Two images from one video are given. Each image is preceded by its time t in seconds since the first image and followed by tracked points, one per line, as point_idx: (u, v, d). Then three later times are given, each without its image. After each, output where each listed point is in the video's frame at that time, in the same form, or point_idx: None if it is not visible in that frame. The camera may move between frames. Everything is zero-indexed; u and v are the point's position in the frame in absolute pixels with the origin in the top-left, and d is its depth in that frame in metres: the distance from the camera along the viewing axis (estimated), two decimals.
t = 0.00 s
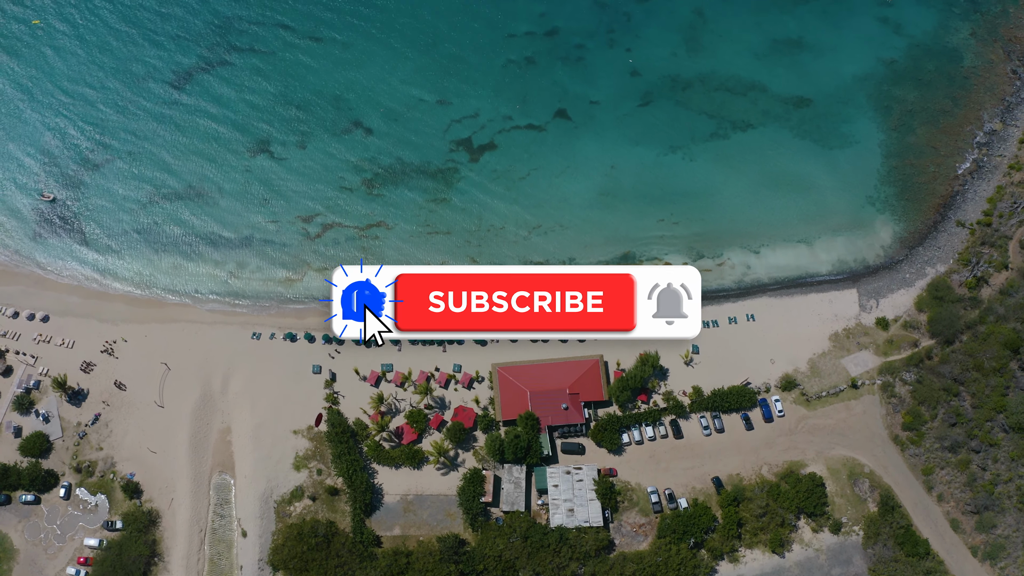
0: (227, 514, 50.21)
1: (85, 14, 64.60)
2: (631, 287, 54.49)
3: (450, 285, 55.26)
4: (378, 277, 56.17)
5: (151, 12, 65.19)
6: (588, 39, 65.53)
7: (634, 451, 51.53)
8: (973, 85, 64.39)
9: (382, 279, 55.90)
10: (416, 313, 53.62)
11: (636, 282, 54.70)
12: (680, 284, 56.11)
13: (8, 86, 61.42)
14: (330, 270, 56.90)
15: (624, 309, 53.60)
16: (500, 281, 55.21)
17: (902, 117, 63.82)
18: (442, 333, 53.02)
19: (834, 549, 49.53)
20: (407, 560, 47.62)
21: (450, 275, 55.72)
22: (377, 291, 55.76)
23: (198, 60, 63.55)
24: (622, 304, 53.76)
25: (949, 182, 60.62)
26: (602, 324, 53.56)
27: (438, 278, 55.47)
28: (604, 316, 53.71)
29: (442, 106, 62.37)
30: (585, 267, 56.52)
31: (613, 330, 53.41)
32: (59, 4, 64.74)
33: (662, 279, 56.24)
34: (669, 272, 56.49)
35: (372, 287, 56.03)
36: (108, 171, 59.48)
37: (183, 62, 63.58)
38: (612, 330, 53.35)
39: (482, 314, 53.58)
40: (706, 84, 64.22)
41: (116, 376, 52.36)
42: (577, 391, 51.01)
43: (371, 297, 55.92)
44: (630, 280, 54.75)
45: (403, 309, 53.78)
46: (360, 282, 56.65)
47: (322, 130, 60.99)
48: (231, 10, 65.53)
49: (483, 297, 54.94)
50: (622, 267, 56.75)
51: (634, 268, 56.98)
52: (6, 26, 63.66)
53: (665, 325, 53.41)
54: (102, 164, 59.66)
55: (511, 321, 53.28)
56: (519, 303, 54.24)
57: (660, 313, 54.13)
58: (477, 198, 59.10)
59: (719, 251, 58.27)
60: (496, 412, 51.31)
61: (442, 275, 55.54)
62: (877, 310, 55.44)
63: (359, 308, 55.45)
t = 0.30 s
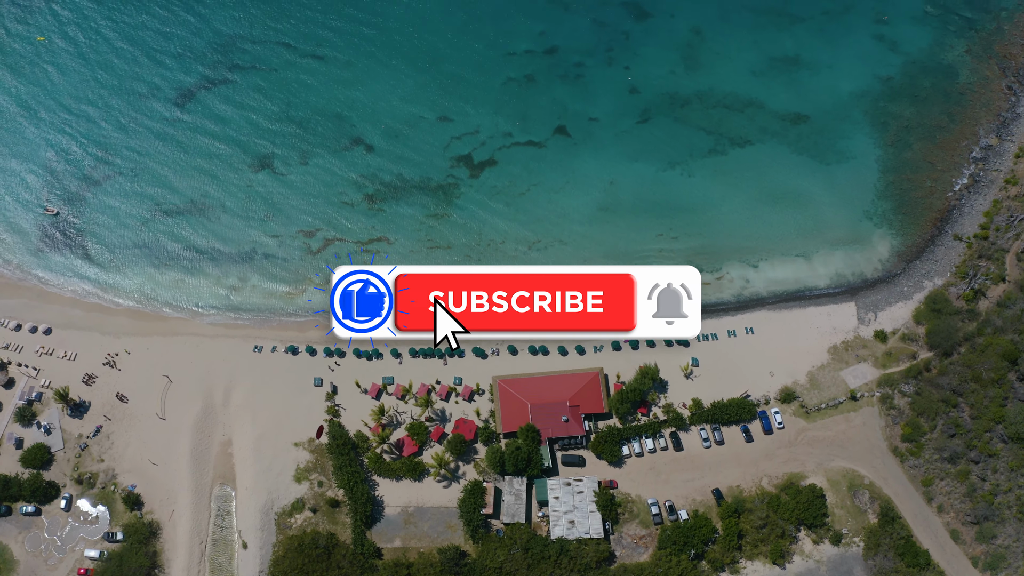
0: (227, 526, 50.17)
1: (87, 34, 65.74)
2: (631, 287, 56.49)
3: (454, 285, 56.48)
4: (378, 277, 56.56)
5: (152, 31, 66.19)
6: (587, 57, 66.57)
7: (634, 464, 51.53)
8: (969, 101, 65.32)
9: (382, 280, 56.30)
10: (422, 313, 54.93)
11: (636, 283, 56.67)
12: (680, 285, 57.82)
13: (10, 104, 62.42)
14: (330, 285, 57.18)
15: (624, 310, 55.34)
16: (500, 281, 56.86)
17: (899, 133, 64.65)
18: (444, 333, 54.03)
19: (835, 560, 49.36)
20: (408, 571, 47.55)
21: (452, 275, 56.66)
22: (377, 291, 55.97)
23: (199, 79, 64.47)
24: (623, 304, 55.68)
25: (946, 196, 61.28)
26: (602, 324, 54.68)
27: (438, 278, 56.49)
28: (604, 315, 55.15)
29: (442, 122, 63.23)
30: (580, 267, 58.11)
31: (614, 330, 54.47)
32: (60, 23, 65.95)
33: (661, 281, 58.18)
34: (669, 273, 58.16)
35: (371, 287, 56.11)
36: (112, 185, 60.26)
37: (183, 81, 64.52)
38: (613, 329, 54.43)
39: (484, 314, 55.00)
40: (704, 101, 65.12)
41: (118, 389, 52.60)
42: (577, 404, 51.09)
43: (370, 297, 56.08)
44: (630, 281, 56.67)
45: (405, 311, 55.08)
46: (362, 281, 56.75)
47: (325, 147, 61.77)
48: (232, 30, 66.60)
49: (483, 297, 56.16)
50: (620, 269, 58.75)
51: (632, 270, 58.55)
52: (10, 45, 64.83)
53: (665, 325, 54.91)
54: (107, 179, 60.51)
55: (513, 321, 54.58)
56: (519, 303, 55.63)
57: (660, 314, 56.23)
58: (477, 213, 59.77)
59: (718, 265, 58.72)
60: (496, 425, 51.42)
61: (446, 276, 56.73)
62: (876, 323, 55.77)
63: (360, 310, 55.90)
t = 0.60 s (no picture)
0: (228, 537, 50.09)
1: (91, 53, 66.95)
2: (632, 286, 54.78)
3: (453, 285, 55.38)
4: (376, 278, 53.95)
5: (155, 50, 67.44)
6: (586, 75, 67.71)
7: (635, 476, 51.55)
8: (964, 117, 66.28)
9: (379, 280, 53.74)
10: (419, 314, 54.00)
11: (637, 281, 55.07)
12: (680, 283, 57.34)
13: (15, 121, 63.45)
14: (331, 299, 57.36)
15: (624, 310, 54.22)
16: (500, 281, 56.09)
17: (895, 149, 65.50)
18: (446, 333, 54.50)
19: (835, 572, 49.15)
20: None
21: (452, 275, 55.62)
22: (376, 292, 54.16)
23: (201, 98, 65.46)
24: (622, 304, 54.33)
25: (942, 211, 61.88)
26: (602, 324, 54.53)
27: (438, 277, 55.31)
28: (604, 316, 54.59)
29: (443, 139, 64.12)
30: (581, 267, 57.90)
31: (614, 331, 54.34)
32: (64, 43, 67.22)
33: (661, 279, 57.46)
34: (669, 272, 57.63)
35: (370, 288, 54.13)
36: (116, 200, 60.99)
37: (185, 99, 65.48)
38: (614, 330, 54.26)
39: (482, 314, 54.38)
40: (702, 117, 66.08)
41: (120, 401, 52.83)
42: (577, 416, 51.22)
43: (370, 297, 54.60)
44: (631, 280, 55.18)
45: (404, 312, 53.87)
46: (361, 279, 54.67)
47: (327, 163, 62.62)
48: (235, 49, 67.81)
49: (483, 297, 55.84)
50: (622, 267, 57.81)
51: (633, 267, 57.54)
52: (16, 63, 66.03)
53: (665, 325, 54.43)
54: (111, 193, 61.29)
55: (512, 321, 54.10)
56: (519, 303, 54.74)
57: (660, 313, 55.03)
58: (478, 228, 60.49)
59: (717, 280, 59.19)
60: (497, 437, 51.53)
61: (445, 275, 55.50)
62: (874, 336, 56.09)
63: (360, 310, 54.93)
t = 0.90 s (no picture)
0: (230, 549, 50.13)
1: (96, 73, 67.94)
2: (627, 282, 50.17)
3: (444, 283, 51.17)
4: (377, 277, 50.80)
5: (159, 70, 68.60)
6: (585, 94, 68.79)
7: (635, 488, 51.52)
8: (960, 133, 67.36)
9: (381, 279, 50.59)
10: (415, 313, 49.87)
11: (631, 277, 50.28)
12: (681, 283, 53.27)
13: (22, 139, 64.56)
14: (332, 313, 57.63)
15: (617, 309, 49.94)
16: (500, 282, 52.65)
17: (892, 165, 66.35)
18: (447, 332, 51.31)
19: None
20: None
21: (459, 275, 52.44)
22: (376, 291, 50.92)
23: (204, 115, 66.52)
24: (615, 302, 50.01)
25: (939, 226, 62.51)
26: (596, 325, 51.12)
27: (442, 278, 51.62)
28: (597, 313, 50.44)
29: (444, 156, 65.03)
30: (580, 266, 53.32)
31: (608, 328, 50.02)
32: (68, 63, 68.30)
33: (664, 277, 52.53)
34: (669, 272, 53.57)
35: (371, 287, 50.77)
36: (120, 215, 61.75)
37: (189, 117, 66.54)
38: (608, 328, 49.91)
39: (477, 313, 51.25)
40: (701, 135, 67.01)
41: (122, 414, 53.04)
42: (577, 429, 51.35)
43: (370, 297, 51.22)
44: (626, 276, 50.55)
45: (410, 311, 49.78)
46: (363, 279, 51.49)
47: (329, 179, 63.47)
48: (239, 67, 69.07)
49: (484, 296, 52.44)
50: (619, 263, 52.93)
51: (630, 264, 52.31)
52: (22, 83, 67.13)
53: (664, 325, 49.36)
54: (115, 208, 62.06)
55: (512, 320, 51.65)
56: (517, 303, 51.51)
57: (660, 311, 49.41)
58: (479, 243, 61.27)
59: (715, 294, 59.69)
60: (498, 450, 51.63)
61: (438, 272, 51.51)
62: (872, 349, 56.35)
63: (360, 310, 51.09)
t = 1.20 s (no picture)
0: (231, 562, 49.90)
1: (96, 91, 69.42)
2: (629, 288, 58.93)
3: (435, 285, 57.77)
4: (376, 278, 59.09)
5: (164, 88, 69.92)
6: (585, 111, 69.89)
7: (636, 501, 51.52)
8: (957, 149, 69.03)
9: (380, 280, 58.77)
10: (407, 311, 56.86)
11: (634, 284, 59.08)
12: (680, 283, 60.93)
13: (29, 156, 65.59)
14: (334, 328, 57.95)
15: (627, 310, 57.74)
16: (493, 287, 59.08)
17: (888, 181, 67.40)
18: (437, 333, 56.64)
19: None
20: None
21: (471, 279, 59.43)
22: (376, 291, 58.77)
23: (208, 133, 67.62)
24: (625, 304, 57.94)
25: (936, 241, 63.25)
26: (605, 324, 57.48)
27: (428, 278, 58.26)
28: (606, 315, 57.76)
29: (445, 173, 65.88)
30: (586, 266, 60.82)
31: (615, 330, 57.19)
32: (70, 81, 69.78)
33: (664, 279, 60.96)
34: (667, 273, 61.39)
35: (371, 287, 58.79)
36: (125, 229, 62.47)
37: (192, 134, 67.64)
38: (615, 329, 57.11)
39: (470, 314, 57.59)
40: (699, 152, 67.92)
41: (125, 426, 53.24)
42: (578, 442, 51.45)
43: (370, 297, 59.11)
44: (629, 282, 58.93)
45: (404, 309, 57.05)
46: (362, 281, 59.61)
47: (332, 195, 64.29)
48: (244, 85, 70.35)
49: (466, 297, 58.38)
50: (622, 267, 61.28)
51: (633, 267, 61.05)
52: (25, 100, 68.47)
53: (665, 324, 57.71)
54: (120, 223, 62.76)
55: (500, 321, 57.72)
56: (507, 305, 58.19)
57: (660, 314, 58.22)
58: (480, 258, 61.72)
59: (715, 309, 59.93)
60: (499, 462, 51.66)
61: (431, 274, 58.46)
62: (871, 362, 56.66)
63: (359, 310, 58.83)
